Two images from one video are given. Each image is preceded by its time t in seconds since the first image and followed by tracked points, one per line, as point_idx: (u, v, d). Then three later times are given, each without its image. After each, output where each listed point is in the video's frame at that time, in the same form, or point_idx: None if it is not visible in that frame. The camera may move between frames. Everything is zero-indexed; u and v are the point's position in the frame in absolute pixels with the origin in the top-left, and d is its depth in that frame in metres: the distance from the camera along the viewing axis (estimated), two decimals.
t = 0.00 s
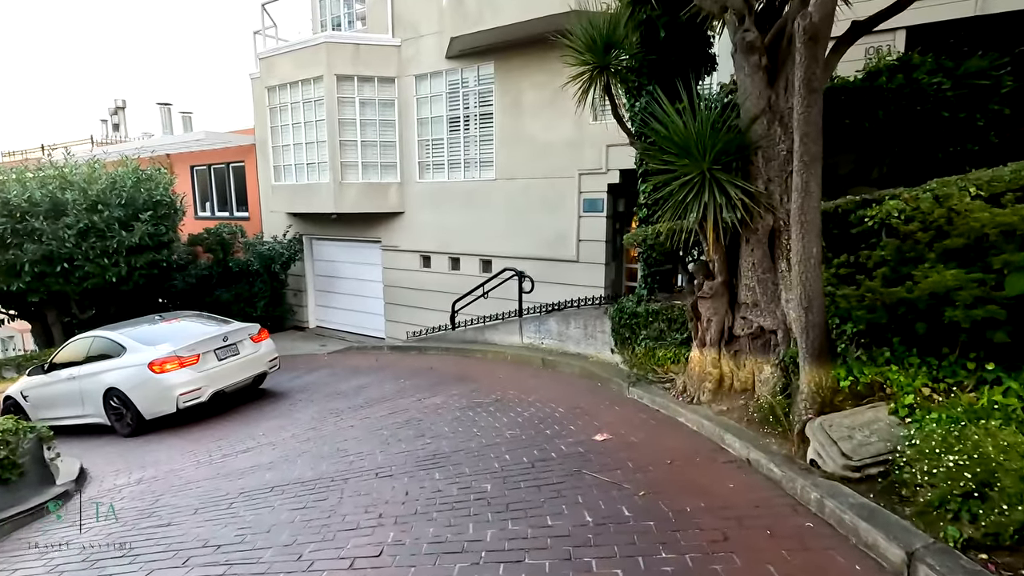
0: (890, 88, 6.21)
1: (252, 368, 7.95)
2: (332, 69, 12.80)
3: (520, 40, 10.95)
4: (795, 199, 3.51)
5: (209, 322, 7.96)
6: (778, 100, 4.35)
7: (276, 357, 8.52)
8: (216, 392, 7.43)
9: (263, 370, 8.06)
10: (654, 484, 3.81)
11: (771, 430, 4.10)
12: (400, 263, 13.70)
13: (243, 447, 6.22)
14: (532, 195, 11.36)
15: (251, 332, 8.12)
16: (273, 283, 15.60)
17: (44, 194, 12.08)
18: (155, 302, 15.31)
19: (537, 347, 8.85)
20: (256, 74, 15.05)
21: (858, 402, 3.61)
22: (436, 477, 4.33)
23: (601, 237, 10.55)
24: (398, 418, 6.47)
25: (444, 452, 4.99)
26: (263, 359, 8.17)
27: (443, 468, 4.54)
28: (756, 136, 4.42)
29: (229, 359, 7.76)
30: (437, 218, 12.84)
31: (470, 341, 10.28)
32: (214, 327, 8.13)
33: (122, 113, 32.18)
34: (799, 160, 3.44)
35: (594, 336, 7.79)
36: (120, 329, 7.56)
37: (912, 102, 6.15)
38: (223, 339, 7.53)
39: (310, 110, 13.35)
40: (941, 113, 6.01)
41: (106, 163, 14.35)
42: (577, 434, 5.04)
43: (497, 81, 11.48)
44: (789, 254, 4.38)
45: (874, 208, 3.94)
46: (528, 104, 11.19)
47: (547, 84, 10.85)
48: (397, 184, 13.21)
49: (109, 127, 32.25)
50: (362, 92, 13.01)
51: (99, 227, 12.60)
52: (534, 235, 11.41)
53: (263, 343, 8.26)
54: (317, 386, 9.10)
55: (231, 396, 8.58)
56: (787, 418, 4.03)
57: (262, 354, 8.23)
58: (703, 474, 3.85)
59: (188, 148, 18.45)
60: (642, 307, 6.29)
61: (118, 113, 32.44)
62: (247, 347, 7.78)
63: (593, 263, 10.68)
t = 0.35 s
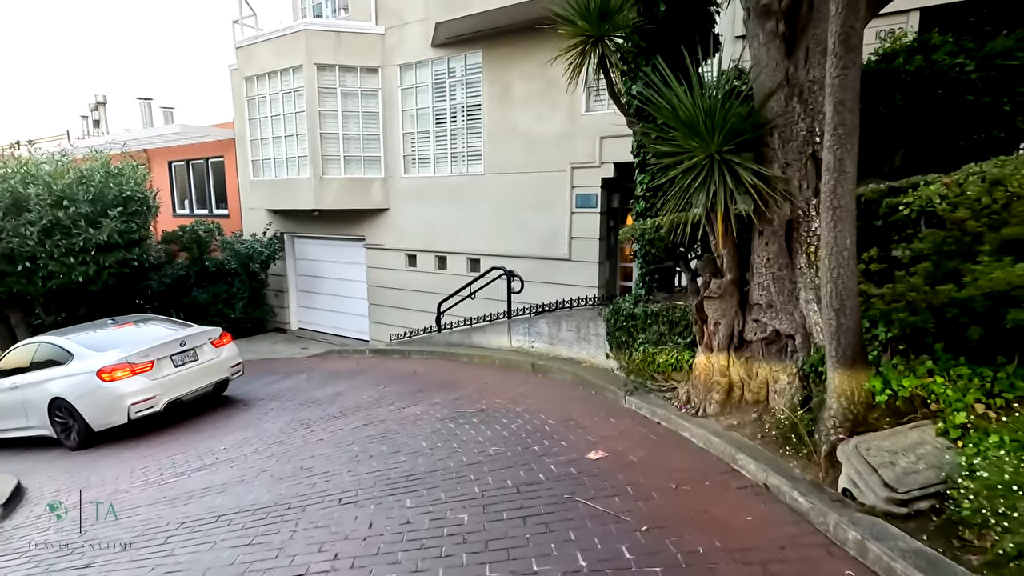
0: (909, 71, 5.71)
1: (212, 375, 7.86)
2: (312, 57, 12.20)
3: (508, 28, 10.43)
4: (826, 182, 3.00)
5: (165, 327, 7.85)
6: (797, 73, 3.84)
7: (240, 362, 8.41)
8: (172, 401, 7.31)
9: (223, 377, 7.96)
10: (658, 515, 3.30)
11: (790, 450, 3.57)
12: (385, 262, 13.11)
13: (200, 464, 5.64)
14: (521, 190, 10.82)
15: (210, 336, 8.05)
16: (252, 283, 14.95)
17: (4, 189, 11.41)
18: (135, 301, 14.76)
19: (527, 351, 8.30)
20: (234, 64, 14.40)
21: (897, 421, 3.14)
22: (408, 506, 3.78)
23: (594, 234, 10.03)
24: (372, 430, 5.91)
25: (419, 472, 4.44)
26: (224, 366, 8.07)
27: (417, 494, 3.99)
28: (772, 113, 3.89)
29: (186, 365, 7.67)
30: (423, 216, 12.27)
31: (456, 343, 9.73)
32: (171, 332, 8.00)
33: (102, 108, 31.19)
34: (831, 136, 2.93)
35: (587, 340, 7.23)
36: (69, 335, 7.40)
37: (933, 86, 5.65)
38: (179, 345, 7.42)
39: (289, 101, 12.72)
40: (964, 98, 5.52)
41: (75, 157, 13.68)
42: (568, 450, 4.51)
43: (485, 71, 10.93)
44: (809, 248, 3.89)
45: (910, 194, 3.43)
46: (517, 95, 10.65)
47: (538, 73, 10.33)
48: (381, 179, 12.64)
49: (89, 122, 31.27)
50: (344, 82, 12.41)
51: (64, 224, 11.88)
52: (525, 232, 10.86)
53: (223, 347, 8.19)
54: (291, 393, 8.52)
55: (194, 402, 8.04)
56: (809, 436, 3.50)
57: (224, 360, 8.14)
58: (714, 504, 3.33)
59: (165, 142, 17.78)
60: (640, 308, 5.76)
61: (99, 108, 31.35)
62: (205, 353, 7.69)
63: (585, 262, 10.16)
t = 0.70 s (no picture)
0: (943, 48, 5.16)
1: (176, 383, 7.32)
2: (294, 45, 11.59)
3: (502, 13, 9.90)
4: (892, 152, 2.75)
5: (125, 332, 7.33)
6: (836, 35, 3.31)
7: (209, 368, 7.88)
8: (131, 411, 6.78)
9: (189, 385, 7.43)
10: (676, 565, 2.76)
11: (835, 483, 3.08)
12: (372, 261, 12.51)
13: (152, 485, 5.05)
14: (514, 185, 10.28)
15: (175, 340, 7.50)
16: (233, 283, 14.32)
17: None
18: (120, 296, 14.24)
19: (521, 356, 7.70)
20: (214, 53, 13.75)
21: (971, 450, 2.79)
22: (379, 546, 3.22)
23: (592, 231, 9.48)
24: (348, 446, 5.31)
25: (394, 500, 3.87)
26: (190, 372, 7.53)
27: (390, 529, 3.43)
28: (805, 83, 3.35)
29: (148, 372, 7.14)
30: (411, 212, 11.69)
31: (445, 347, 9.15)
32: (133, 336, 7.46)
33: (85, 104, 30.34)
34: (899, 97, 2.69)
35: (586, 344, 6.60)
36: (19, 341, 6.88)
37: (970, 64, 5.10)
38: (139, 350, 6.91)
39: (270, 91, 12.10)
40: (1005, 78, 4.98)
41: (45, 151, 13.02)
42: (566, 474, 3.95)
43: (477, 59, 10.41)
44: (848, 240, 3.34)
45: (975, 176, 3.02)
46: (510, 84, 10.12)
47: (533, 61, 9.80)
48: (368, 173, 12.05)
49: (72, 118, 30.42)
50: (328, 71, 11.81)
51: (30, 220, 11.24)
52: (519, 229, 10.30)
53: (189, 352, 7.66)
54: (266, 402, 7.91)
55: (158, 410, 7.41)
56: (856, 465, 3.02)
57: (190, 366, 7.60)
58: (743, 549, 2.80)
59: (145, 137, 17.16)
60: (645, 310, 5.20)
61: (83, 104, 30.45)
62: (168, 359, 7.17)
63: (583, 261, 9.61)
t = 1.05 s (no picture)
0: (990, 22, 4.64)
1: (144, 391, 6.72)
2: (279, 31, 11.00)
3: None
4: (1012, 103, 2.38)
5: (86, 336, 6.71)
6: None
7: (180, 374, 7.28)
8: (91, 424, 6.17)
9: (158, 393, 6.83)
10: None
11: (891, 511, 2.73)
12: (361, 260, 11.91)
13: (100, 512, 4.48)
14: (510, 178, 9.72)
15: (143, 345, 6.92)
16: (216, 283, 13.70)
17: None
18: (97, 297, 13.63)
19: (517, 362, 7.13)
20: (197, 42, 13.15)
21: None
22: None
23: (593, 228, 8.93)
24: (323, 465, 4.74)
25: (368, 539, 3.32)
26: (160, 379, 6.93)
27: None
28: (863, 39, 2.88)
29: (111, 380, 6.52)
30: (402, 209, 11.11)
31: (437, 351, 8.58)
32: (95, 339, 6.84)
33: (72, 99, 29.59)
34: None
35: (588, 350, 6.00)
36: None
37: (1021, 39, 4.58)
38: (101, 355, 6.29)
39: (254, 81, 11.51)
40: None
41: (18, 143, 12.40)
42: (570, 506, 3.40)
43: (472, 46, 9.85)
44: (911, 230, 2.85)
45: None
46: (507, 73, 9.58)
47: (530, 47, 9.26)
48: (357, 167, 11.47)
49: (58, 113, 29.69)
50: (315, 60, 11.23)
51: None
52: (515, 225, 9.73)
53: (158, 357, 7.07)
54: (242, 411, 7.32)
55: (120, 421, 6.79)
56: (937, 508, 2.55)
57: (160, 372, 6.99)
58: None
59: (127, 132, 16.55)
60: (657, 313, 4.65)
61: (70, 99, 29.69)
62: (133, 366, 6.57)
63: (583, 260, 9.06)
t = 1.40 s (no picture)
0: None
1: (111, 400, 6.14)
2: (266, 18, 10.47)
3: None
4: None
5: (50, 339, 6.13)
6: None
7: (154, 381, 6.68)
8: (51, 437, 5.61)
9: (127, 402, 6.25)
10: None
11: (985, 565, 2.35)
12: (352, 259, 11.38)
13: (44, 544, 3.95)
14: (509, 172, 9.20)
15: (112, 350, 6.31)
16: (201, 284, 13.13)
17: None
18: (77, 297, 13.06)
19: (517, 369, 6.59)
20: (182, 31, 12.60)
21: None
22: None
23: (597, 225, 8.40)
24: (299, 488, 4.22)
25: None
26: (130, 387, 6.34)
27: None
28: None
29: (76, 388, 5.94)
30: (397, 205, 10.57)
31: (431, 356, 8.06)
32: (61, 342, 6.26)
33: (59, 95, 28.93)
34: None
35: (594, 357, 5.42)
36: None
37: None
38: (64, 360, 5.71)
39: (241, 71, 10.97)
40: None
41: None
42: (580, 547, 2.90)
43: (468, 32, 9.32)
44: (1006, 216, 2.56)
45: None
46: (506, 60, 9.05)
47: (531, 33, 8.74)
48: (348, 162, 10.94)
49: (48, 108, 29.10)
50: (305, 49, 10.71)
51: None
52: (515, 221, 9.21)
53: (128, 363, 6.44)
54: (219, 422, 6.78)
55: (84, 432, 6.25)
56: None
57: (131, 379, 6.40)
58: None
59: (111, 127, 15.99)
60: (675, 317, 4.12)
61: (58, 94, 28.99)
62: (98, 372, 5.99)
63: (587, 258, 8.53)
